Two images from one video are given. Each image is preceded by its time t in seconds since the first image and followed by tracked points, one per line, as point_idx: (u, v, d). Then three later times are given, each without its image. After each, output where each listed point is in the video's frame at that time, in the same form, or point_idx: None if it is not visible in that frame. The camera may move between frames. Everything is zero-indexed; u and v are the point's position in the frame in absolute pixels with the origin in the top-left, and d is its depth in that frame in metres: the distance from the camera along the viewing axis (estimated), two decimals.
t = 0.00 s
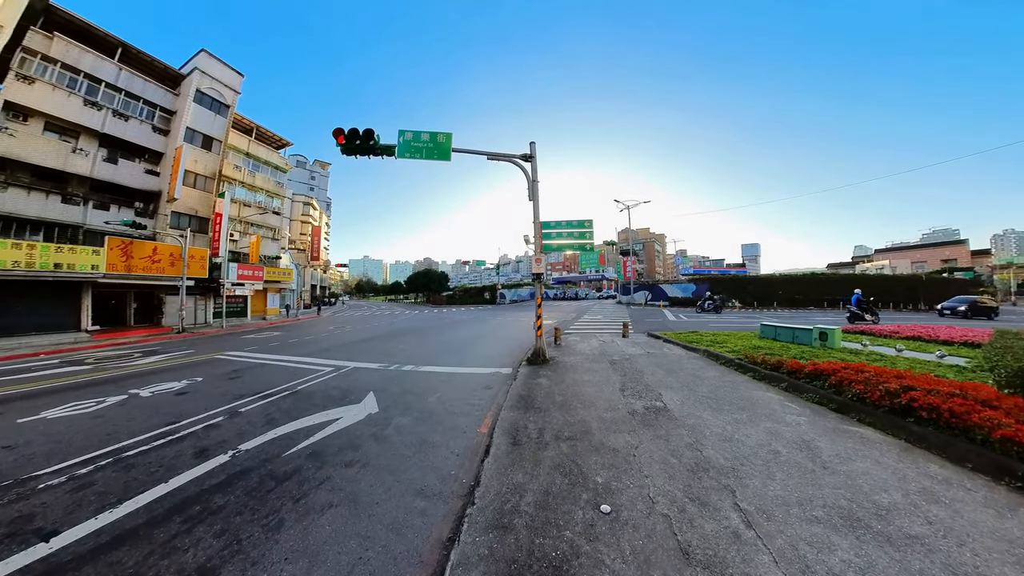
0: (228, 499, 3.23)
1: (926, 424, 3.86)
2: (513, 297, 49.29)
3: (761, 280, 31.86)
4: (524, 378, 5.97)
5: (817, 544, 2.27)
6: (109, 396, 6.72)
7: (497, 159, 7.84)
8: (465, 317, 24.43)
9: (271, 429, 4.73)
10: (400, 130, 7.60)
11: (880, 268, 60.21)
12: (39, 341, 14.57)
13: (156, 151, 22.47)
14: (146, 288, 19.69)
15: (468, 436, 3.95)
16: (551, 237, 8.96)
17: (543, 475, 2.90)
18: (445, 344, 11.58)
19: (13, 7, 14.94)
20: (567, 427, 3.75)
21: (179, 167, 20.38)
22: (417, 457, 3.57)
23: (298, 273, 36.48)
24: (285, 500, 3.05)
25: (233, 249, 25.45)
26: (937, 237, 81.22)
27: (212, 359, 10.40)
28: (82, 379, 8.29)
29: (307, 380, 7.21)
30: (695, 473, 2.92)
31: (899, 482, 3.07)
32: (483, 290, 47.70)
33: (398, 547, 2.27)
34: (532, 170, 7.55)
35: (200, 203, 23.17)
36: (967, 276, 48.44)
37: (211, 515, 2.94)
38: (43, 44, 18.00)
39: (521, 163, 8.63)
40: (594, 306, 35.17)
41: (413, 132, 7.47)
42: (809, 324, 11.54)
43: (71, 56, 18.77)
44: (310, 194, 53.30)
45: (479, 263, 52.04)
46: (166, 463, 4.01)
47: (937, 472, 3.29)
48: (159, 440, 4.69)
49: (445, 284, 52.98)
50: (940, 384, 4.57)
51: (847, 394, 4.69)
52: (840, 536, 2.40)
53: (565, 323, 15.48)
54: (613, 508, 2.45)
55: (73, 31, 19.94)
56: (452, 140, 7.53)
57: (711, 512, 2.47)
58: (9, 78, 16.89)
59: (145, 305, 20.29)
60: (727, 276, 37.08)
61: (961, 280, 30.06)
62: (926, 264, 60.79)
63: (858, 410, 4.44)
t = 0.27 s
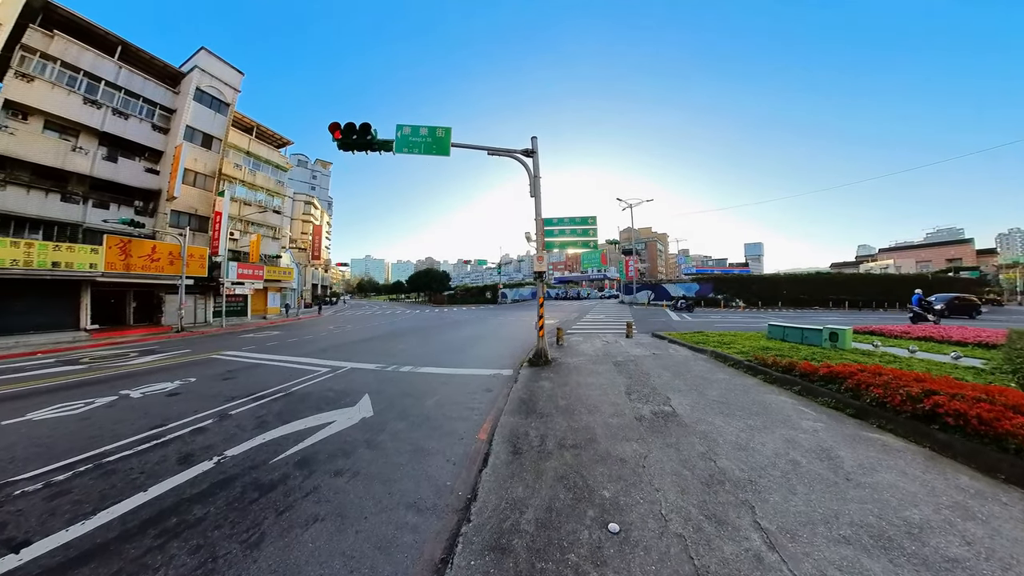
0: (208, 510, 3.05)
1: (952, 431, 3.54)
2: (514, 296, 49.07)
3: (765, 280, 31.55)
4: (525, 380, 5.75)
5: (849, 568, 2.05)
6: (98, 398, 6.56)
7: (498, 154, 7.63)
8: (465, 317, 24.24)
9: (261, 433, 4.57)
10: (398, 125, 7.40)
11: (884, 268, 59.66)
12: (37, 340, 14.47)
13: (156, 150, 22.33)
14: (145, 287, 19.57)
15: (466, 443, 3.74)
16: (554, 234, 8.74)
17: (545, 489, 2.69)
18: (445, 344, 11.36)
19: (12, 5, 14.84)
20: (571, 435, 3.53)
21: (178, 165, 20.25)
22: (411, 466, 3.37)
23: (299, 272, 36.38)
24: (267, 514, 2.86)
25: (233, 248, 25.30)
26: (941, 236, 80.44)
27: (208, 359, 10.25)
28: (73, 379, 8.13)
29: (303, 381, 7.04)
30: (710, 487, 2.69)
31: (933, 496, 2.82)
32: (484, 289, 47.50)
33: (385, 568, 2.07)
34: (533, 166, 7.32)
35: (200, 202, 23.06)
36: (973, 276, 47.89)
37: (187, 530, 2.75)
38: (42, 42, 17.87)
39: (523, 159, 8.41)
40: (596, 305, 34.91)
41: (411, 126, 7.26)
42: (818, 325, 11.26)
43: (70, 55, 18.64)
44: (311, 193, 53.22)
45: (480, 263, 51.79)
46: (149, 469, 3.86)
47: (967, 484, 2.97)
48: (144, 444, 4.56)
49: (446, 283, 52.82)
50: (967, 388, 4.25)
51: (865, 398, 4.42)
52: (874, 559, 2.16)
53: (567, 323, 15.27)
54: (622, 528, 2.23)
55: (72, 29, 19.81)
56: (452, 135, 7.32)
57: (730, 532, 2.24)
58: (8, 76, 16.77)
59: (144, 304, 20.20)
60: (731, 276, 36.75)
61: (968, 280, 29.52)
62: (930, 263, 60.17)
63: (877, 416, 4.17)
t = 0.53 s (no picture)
0: (182, 527, 2.86)
1: (980, 442, 3.26)
2: (516, 297, 48.86)
3: (769, 280, 31.25)
4: (524, 385, 5.53)
5: None
6: (86, 402, 6.40)
7: (496, 151, 7.41)
8: (466, 317, 24.04)
9: (246, 442, 4.40)
10: (394, 121, 7.20)
11: (889, 268, 59.08)
12: (35, 342, 14.36)
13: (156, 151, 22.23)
14: (145, 288, 19.45)
15: (460, 454, 3.54)
16: (555, 232, 8.54)
17: (543, 509, 2.46)
18: (445, 345, 11.15)
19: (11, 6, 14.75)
20: (572, 446, 3.30)
21: (177, 166, 20.15)
22: (401, 481, 3.17)
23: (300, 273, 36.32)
24: (242, 533, 2.66)
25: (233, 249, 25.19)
26: (945, 236, 79.62)
27: (203, 361, 10.09)
28: (65, 382, 7.98)
29: (296, 384, 6.87)
30: (723, 507, 2.47)
31: (968, 516, 2.57)
32: (485, 290, 47.31)
33: None
34: (534, 163, 7.10)
35: (199, 202, 22.95)
36: (979, 276, 47.33)
37: (154, 551, 2.55)
38: (42, 44, 17.78)
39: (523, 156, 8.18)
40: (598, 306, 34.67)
41: (408, 122, 7.07)
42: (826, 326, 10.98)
43: (70, 56, 18.56)
44: (313, 194, 53.19)
45: (482, 263, 51.57)
46: (126, 479, 3.67)
47: (1004, 503, 2.71)
48: (126, 452, 4.39)
49: (448, 284, 52.67)
50: (995, 395, 3.96)
51: (884, 406, 4.17)
52: None
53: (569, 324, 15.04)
54: (626, 554, 2.02)
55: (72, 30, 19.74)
56: (449, 131, 7.11)
57: (747, 560, 2.01)
58: (8, 78, 16.69)
59: (143, 306, 20.10)
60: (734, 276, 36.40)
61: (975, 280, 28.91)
62: (935, 263, 59.47)
63: (898, 425, 3.92)
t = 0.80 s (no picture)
0: (149, 544, 2.63)
1: (1012, 457, 3.01)
2: (517, 297, 48.65)
3: (772, 280, 30.97)
4: (523, 389, 5.30)
5: None
6: (71, 404, 6.18)
7: (494, 147, 7.17)
8: (466, 317, 23.85)
9: (228, 449, 4.17)
10: (389, 115, 6.97)
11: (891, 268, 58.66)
12: (28, 342, 14.17)
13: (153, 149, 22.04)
14: (141, 287, 19.26)
15: (451, 466, 3.31)
16: (555, 231, 8.31)
17: (538, 533, 2.23)
18: (443, 346, 10.91)
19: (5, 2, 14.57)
20: (571, 459, 3.07)
21: (174, 164, 19.96)
22: (387, 496, 2.94)
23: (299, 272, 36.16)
24: (211, 554, 2.43)
25: (231, 248, 25.00)
26: (948, 236, 79.04)
27: (195, 362, 9.88)
28: (53, 383, 7.77)
29: (287, 386, 6.64)
30: (738, 533, 2.23)
31: (1007, 543, 2.33)
32: (486, 290, 47.10)
33: None
34: (533, 158, 6.87)
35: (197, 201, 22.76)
36: (983, 276, 46.89)
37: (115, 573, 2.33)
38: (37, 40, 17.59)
39: (522, 153, 7.95)
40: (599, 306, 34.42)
41: (403, 117, 6.84)
42: (832, 328, 10.73)
43: (66, 53, 18.37)
44: (313, 193, 53.01)
45: (482, 263, 51.36)
46: (98, 488, 3.45)
47: None
48: (102, 459, 4.17)
49: (448, 283, 52.49)
50: None
51: (903, 415, 3.93)
52: None
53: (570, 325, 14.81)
54: None
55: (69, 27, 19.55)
56: (445, 126, 6.88)
57: None
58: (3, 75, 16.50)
59: (140, 305, 19.92)
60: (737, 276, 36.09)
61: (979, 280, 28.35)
62: (938, 263, 58.98)
63: (919, 436, 3.68)
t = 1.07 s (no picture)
0: (112, 563, 2.42)
1: None
2: (517, 296, 48.41)
3: (774, 280, 30.69)
4: (519, 393, 5.08)
5: None
6: (53, 408, 5.98)
7: (491, 143, 6.95)
8: (465, 317, 23.63)
9: (209, 457, 3.97)
10: (383, 110, 6.74)
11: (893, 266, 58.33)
12: (20, 343, 13.97)
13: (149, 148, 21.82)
14: (136, 288, 19.06)
15: (442, 477, 3.09)
16: (554, 229, 8.08)
17: (531, 558, 2.01)
18: (441, 347, 10.69)
19: None
20: (570, 471, 2.85)
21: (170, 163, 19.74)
22: (372, 510, 2.73)
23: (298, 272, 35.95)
24: (177, 574, 2.22)
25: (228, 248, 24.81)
26: (949, 234, 78.61)
27: (187, 363, 9.68)
28: (38, 386, 7.56)
29: (278, 389, 6.43)
30: (753, 558, 2.01)
31: None
32: (486, 289, 46.87)
33: None
34: (530, 154, 6.64)
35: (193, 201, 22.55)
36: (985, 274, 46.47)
37: None
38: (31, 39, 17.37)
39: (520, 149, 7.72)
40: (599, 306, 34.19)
41: (396, 112, 6.61)
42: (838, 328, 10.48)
43: (60, 52, 18.17)
44: (312, 193, 52.80)
45: (482, 262, 51.13)
46: (67, 499, 3.25)
47: None
48: (77, 467, 3.95)
49: (448, 283, 52.29)
50: None
51: (921, 421, 3.70)
52: None
53: (570, 325, 14.58)
54: None
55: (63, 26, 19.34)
56: (441, 121, 6.65)
57: None
58: None
59: (135, 305, 19.73)
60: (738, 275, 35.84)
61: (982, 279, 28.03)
62: (940, 262, 58.57)
63: (939, 444, 3.44)
